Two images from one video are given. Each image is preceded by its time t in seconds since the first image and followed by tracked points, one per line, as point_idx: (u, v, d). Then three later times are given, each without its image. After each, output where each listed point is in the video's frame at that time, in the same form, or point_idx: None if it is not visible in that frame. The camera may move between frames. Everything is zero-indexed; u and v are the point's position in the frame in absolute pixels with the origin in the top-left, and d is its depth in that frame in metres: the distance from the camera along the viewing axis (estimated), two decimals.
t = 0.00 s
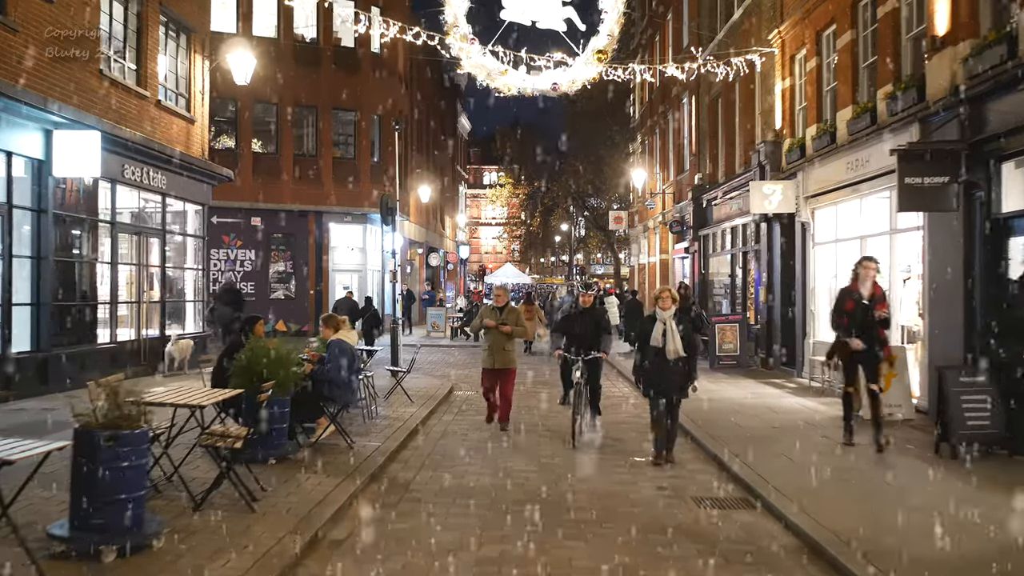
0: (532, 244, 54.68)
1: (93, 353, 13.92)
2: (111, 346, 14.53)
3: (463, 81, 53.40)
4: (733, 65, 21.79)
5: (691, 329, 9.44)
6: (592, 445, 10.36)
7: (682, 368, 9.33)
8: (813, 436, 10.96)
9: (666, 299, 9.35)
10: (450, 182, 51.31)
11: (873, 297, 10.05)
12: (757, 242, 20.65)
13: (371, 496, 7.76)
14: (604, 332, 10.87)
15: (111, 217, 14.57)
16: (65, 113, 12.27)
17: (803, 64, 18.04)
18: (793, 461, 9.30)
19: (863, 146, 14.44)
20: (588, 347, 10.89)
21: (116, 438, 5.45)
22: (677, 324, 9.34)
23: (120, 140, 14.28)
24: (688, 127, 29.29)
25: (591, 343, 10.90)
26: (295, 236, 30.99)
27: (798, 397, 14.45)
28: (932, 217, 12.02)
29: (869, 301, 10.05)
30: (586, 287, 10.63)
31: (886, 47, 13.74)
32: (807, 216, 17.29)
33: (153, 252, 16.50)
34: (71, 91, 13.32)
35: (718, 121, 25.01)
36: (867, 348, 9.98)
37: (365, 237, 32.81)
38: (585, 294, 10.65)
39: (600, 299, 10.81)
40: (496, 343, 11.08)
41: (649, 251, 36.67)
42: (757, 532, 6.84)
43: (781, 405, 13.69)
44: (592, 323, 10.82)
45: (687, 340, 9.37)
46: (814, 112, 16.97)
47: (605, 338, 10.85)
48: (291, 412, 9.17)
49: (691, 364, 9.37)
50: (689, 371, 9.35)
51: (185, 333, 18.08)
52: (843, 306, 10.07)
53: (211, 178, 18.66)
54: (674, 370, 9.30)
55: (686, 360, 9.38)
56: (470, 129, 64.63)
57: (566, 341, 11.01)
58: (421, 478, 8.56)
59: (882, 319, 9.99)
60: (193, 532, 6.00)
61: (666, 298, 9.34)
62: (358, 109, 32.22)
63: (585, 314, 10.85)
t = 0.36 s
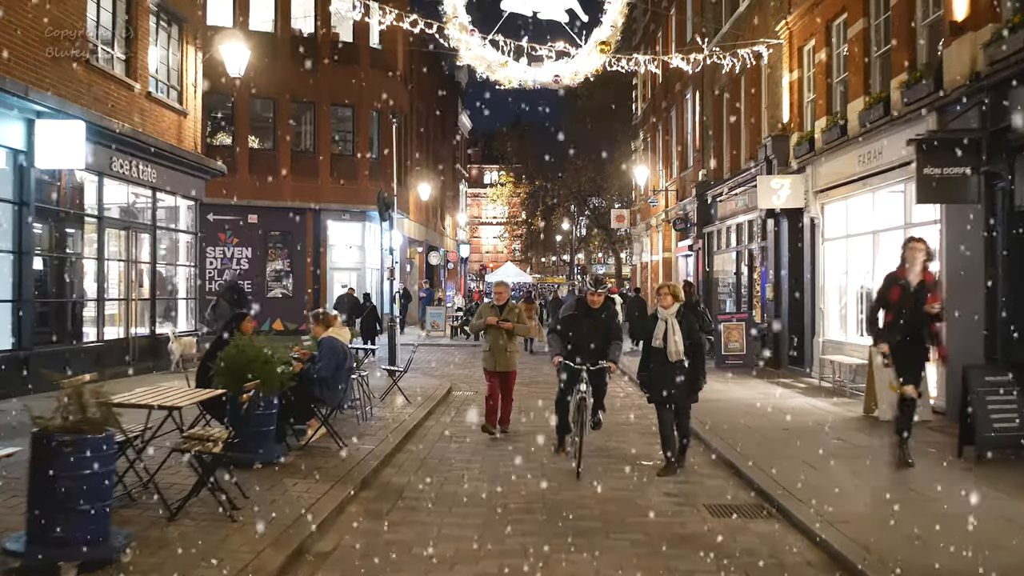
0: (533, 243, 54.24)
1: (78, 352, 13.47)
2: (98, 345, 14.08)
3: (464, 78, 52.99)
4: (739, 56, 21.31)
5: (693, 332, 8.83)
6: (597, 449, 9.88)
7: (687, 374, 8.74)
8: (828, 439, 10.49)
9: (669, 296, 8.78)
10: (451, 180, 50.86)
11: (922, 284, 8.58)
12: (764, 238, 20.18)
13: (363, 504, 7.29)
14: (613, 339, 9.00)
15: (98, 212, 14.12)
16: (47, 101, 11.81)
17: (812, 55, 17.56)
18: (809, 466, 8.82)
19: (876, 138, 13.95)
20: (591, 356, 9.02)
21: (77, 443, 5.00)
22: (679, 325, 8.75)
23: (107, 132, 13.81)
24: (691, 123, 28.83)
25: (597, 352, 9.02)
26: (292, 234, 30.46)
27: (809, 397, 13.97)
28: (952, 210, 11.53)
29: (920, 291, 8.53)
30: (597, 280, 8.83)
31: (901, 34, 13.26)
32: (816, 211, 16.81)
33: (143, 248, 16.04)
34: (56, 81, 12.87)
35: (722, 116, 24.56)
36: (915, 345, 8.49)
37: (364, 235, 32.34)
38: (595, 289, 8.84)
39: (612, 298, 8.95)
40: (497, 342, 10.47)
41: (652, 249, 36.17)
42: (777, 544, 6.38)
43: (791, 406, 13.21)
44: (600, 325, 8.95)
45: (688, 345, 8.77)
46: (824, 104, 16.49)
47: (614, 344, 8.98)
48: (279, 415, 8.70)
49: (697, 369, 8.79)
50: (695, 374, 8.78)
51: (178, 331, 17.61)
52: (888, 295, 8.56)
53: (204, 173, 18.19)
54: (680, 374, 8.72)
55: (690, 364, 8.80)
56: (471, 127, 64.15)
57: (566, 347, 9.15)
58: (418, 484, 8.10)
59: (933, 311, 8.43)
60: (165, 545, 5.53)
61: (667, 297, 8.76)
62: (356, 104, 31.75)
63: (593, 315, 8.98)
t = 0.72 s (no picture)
0: (534, 242, 53.76)
1: (64, 354, 13.01)
2: (85, 346, 13.62)
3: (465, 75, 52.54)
4: (747, 49, 20.78)
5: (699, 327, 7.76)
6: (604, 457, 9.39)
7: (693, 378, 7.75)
8: (847, 446, 9.98)
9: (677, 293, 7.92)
10: (451, 178, 50.37)
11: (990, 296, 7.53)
12: (773, 236, 19.70)
13: (356, 520, 6.79)
14: (642, 353, 6.92)
15: (84, 209, 13.68)
16: (30, 92, 11.33)
17: (823, 47, 17.04)
18: (832, 478, 8.32)
19: (892, 131, 13.45)
20: (616, 373, 6.93)
21: (33, 460, 4.53)
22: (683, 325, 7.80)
23: (93, 125, 13.34)
24: (696, 119, 28.34)
25: (622, 368, 6.94)
26: (290, 232, 29.97)
27: (822, 401, 13.47)
28: (975, 206, 11.03)
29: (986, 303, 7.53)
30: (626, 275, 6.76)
31: (919, 23, 12.75)
32: (827, 207, 16.29)
33: (133, 246, 15.56)
34: (40, 72, 12.40)
35: (729, 112, 24.08)
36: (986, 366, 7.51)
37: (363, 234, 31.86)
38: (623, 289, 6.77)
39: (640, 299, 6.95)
40: (496, 344, 9.80)
41: (655, 248, 35.67)
42: (802, 564, 5.91)
43: (805, 410, 12.72)
44: (627, 338, 6.88)
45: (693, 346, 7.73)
46: (835, 98, 15.98)
47: (644, 361, 6.91)
48: (268, 423, 8.19)
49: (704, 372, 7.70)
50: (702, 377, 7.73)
51: (171, 331, 17.12)
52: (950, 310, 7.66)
53: (197, 169, 17.71)
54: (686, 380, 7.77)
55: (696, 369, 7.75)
56: (472, 125, 63.68)
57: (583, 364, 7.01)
58: (415, 497, 7.61)
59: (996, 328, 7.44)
60: (136, 568, 5.05)
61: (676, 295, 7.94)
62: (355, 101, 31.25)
63: (616, 322, 6.91)
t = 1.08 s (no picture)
0: (536, 241, 53.31)
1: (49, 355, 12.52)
2: (72, 347, 13.14)
3: (466, 72, 52.06)
4: (757, 42, 20.27)
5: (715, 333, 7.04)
6: (616, 467, 8.89)
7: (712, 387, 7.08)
8: (870, 455, 9.49)
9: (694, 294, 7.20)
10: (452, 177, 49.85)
11: None
12: (783, 234, 19.19)
13: (351, 537, 6.31)
14: (721, 374, 5.11)
15: (71, 204, 13.22)
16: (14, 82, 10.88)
17: (837, 40, 16.55)
18: (859, 491, 7.82)
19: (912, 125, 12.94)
20: (693, 403, 5.13)
21: None
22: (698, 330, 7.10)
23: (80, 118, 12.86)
24: (702, 115, 27.87)
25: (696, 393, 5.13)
26: (288, 230, 29.41)
27: (838, 405, 12.97)
28: (1002, 203, 10.54)
29: None
30: (687, 267, 5.10)
31: (939, 11, 12.25)
32: (841, 205, 15.80)
33: (124, 244, 15.07)
34: (24, 63, 11.92)
35: (736, 108, 23.58)
36: None
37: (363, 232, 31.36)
38: (688, 286, 5.07)
39: (708, 294, 5.19)
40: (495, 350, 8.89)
41: (659, 247, 35.13)
42: None
43: (821, 415, 12.21)
44: (703, 353, 5.09)
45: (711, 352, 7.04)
46: (850, 91, 15.49)
47: (730, 383, 5.08)
48: (258, 431, 7.70)
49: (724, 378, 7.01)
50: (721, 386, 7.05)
51: (163, 332, 16.62)
52: None
53: (192, 164, 17.23)
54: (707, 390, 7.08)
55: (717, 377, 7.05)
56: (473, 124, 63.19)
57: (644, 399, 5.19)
58: (414, 511, 7.12)
59: None
60: None
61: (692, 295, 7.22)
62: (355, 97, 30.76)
63: (681, 326, 5.10)
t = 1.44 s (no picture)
0: (538, 241, 52.89)
1: (33, 356, 12.06)
2: (58, 347, 12.67)
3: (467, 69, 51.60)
4: (765, 34, 19.81)
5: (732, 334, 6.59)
6: (625, 474, 8.39)
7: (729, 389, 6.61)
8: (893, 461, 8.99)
9: (717, 291, 6.79)
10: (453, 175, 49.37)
11: None
12: (792, 232, 18.72)
13: (339, 552, 5.82)
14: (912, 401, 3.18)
15: (58, 198, 12.78)
16: None
17: (849, 31, 16.07)
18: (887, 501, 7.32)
19: (931, 116, 12.46)
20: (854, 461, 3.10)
21: None
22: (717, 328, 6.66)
23: (66, 109, 12.42)
24: (707, 110, 27.43)
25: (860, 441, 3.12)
26: (286, 229, 29.08)
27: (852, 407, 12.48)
28: None
29: None
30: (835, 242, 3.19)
31: None
32: (854, 200, 15.33)
33: (114, 241, 14.66)
34: (8, 51, 11.47)
35: (743, 103, 23.14)
36: None
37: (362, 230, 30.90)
38: (840, 273, 3.16)
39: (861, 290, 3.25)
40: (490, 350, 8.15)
41: (663, 246, 34.67)
42: None
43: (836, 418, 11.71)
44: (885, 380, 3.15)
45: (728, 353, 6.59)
46: (863, 83, 15.01)
47: (932, 420, 3.15)
48: (242, 436, 7.20)
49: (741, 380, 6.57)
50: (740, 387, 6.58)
51: (154, 331, 16.17)
52: None
53: (185, 159, 16.80)
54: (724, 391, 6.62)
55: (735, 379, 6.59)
56: (474, 123, 62.79)
57: (802, 467, 3.09)
58: (410, 522, 6.63)
59: None
60: None
61: (715, 294, 6.79)
62: (354, 93, 30.29)
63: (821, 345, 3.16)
